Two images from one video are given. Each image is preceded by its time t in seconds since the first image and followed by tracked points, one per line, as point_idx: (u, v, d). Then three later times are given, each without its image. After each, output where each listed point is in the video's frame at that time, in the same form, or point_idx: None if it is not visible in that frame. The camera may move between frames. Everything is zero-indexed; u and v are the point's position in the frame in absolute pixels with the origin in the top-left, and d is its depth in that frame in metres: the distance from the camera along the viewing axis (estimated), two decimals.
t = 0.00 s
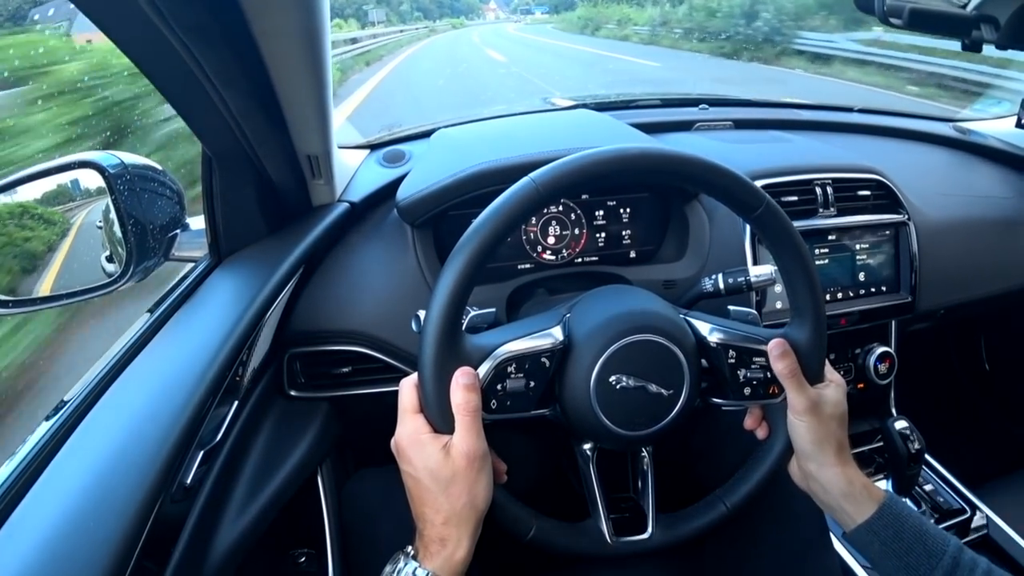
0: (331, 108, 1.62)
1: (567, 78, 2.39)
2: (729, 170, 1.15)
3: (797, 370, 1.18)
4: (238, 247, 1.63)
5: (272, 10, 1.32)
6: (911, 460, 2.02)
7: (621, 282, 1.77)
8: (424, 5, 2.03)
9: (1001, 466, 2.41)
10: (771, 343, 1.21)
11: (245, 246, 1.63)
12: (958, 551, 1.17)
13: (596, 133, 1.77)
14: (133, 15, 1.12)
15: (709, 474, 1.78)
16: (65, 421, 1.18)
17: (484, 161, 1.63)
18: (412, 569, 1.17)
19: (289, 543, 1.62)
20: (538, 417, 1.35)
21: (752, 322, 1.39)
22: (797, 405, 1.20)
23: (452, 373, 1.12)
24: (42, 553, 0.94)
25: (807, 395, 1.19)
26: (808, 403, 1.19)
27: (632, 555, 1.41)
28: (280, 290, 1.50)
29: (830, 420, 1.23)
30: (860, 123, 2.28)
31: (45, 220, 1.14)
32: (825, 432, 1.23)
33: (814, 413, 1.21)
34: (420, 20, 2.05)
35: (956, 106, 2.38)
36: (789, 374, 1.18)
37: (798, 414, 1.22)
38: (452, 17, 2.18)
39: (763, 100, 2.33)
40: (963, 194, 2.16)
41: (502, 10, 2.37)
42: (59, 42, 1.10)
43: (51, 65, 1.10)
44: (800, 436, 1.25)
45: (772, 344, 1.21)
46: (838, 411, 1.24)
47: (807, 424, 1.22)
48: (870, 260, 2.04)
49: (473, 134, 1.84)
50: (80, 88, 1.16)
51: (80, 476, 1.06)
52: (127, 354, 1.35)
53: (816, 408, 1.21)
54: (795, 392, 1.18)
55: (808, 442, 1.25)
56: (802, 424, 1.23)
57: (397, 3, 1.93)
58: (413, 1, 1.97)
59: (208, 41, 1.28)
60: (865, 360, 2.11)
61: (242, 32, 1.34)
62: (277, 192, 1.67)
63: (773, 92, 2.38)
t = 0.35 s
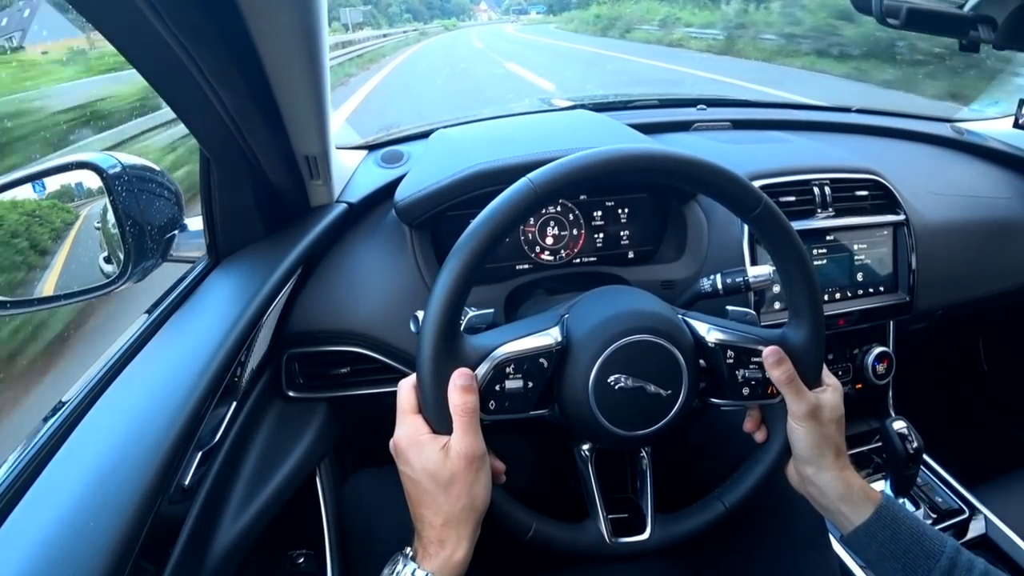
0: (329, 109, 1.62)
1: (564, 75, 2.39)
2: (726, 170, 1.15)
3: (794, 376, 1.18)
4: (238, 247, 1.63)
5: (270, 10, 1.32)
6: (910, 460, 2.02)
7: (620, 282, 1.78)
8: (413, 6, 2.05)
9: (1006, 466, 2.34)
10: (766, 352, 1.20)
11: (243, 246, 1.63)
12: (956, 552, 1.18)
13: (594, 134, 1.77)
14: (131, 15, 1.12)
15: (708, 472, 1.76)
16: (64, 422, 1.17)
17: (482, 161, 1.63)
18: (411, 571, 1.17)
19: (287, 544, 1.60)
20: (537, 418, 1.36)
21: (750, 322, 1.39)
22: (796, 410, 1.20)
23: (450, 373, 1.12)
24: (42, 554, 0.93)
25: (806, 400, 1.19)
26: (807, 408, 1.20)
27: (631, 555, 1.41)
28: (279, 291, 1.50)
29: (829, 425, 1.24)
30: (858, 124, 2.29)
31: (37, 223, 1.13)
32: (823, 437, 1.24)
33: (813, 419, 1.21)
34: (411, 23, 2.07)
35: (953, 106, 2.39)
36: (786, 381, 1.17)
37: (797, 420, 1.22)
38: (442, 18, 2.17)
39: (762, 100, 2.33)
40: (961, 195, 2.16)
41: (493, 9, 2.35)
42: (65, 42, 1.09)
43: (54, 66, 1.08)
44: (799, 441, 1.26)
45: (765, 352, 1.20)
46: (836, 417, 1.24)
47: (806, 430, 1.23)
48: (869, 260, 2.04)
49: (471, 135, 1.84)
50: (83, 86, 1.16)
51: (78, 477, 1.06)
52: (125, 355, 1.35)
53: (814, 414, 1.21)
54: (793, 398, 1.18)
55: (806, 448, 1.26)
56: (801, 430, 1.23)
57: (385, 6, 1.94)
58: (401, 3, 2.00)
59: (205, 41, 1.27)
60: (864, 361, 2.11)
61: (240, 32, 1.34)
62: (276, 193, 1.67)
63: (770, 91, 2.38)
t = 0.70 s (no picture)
0: (330, 108, 1.62)
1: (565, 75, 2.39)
2: (728, 170, 1.14)
3: (788, 387, 1.17)
4: (239, 247, 1.63)
5: (272, 10, 1.32)
6: (913, 459, 2.01)
7: (621, 281, 1.78)
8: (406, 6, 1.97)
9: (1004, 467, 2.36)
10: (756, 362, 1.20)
11: (244, 246, 1.63)
12: (959, 552, 1.19)
13: (596, 133, 1.76)
14: (133, 15, 1.11)
15: (707, 471, 1.76)
16: (65, 421, 1.17)
17: (485, 160, 1.63)
18: (412, 571, 1.17)
19: (289, 543, 1.60)
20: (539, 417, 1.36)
21: (752, 322, 1.39)
22: (794, 417, 1.21)
23: (452, 374, 1.12)
24: (44, 553, 0.93)
25: (802, 408, 1.19)
26: (805, 415, 1.20)
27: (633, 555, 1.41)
28: (280, 291, 1.50)
29: (829, 428, 1.23)
30: (860, 123, 2.28)
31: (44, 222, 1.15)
32: (824, 440, 1.24)
33: (812, 424, 1.21)
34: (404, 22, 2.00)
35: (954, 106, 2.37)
36: (780, 392, 1.16)
37: (797, 426, 1.22)
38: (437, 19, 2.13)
39: (763, 100, 2.32)
40: (963, 194, 2.16)
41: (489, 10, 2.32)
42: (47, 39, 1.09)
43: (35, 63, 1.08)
44: (800, 446, 1.26)
45: (757, 362, 1.20)
46: (836, 416, 1.23)
47: (806, 436, 1.23)
48: (870, 260, 2.04)
49: (473, 134, 1.84)
50: (72, 86, 1.16)
51: (80, 477, 1.06)
52: (127, 354, 1.34)
53: (814, 418, 1.21)
54: (790, 407, 1.19)
55: (807, 452, 1.26)
56: (802, 435, 1.23)
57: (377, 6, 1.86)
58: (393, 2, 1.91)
59: (206, 40, 1.27)
60: (865, 361, 2.11)
61: (241, 31, 1.34)
62: (277, 192, 1.67)
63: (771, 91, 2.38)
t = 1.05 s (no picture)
0: (331, 108, 1.62)
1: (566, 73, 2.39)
2: (728, 170, 1.14)
3: (789, 386, 1.16)
4: (239, 247, 1.63)
5: (272, 10, 1.32)
6: (913, 459, 2.01)
7: (621, 281, 1.78)
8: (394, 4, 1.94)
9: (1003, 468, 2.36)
10: (759, 361, 1.18)
11: (244, 246, 1.63)
12: (956, 553, 1.18)
13: (596, 133, 1.77)
14: (132, 16, 1.11)
15: (709, 472, 1.77)
16: (65, 421, 1.17)
17: (485, 160, 1.63)
18: (412, 571, 1.17)
19: (289, 544, 1.60)
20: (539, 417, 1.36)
21: (752, 322, 1.38)
22: (793, 418, 1.20)
23: (452, 374, 1.12)
24: (43, 553, 0.93)
25: (803, 409, 1.18)
26: (805, 417, 1.19)
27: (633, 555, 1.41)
28: (280, 291, 1.50)
29: (827, 430, 1.23)
30: (860, 123, 2.29)
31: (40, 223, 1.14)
32: (822, 442, 1.24)
33: (811, 426, 1.21)
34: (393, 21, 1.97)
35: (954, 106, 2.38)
36: (782, 391, 1.16)
37: (795, 427, 1.21)
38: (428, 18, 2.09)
39: (763, 100, 2.33)
40: (963, 194, 2.16)
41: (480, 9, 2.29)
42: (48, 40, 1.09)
43: (35, 61, 1.07)
44: (797, 446, 1.26)
45: (759, 361, 1.19)
46: (835, 417, 1.23)
47: (804, 436, 1.23)
48: (871, 259, 2.04)
49: (473, 134, 1.84)
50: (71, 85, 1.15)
51: (80, 477, 1.06)
52: (127, 354, 1.34)
53: (813, 419, 1.21)
54: (790, 406, 1.18)
55: (805, 453, 1.25)
56: (800, 436, 1.23)
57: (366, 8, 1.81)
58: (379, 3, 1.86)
59: (206, 40, 1.27)
60: (865, 361, 2.10)
61: (242, 31, 1.34)
62: (277, 192, 1.67)
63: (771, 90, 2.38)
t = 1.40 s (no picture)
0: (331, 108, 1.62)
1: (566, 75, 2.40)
2: (728, 170, 1.14)
3: (789, 385, 1.16)
4: (240, 247, 1.63)
5: (272, 11, 1.32)
6: (913, 460, 2.01)
7: (620, 282, 1.78)
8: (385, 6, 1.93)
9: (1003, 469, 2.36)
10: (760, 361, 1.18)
11: (244, 246, 1.63)
12: (956, 552, 1.18)
13: (596, 133, 1.77)
14: (132, 17, 1.11)
15: (709, 472, 1.76)
16: (65, 421, 1.17)
17: (485, 161, 1.63)
18: (412, 571, 1.17)
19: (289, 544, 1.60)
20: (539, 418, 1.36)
21: (752, 322, 1.38)
22: (793, 418, 1.20)
23: (452, 374, 1.12)
24: (42, 552, 0.93)
25: (802, 408, 1.18)
26: (804, 416, 1.19)
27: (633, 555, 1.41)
28: (280, 290, 1.50)
29: (827, 429, 1.23)
30: (860, 123, 2.29)
31: (39, 223, 1.14)
32: (822, 441, 1.24)
33: (811, 425, 1.21)
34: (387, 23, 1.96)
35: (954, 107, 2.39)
36: (782, 391, 1.16)
37: (795, 426, 1.22)
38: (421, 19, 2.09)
39: (763, 100, 2.33)
40: (962, 195, 2.17)
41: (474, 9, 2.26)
42: (47, 40, 1.09)
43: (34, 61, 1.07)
44: (797, 445, 1.26)
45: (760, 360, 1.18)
46: (835, 416, 1.23)
47: (804, 435, 1.23)
48: (870, 260, 2.04)
49: (473, 134, 1.84)
50: (72, 86, 1.15)
51: (79, 476, 1.06)
52: (127, 353, 1.34)
53: (813, 419, 1.21)
54: (789, 405, 1.18)
55: (805, 452, 1.26)
56: (800, 435, 1.23)
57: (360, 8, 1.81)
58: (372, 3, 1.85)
59: (205, 41, 1.27)
60: (865, 361, 2.10)
61: (241, 31, 1.34)
62: (277, 192, 1.67)
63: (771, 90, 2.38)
